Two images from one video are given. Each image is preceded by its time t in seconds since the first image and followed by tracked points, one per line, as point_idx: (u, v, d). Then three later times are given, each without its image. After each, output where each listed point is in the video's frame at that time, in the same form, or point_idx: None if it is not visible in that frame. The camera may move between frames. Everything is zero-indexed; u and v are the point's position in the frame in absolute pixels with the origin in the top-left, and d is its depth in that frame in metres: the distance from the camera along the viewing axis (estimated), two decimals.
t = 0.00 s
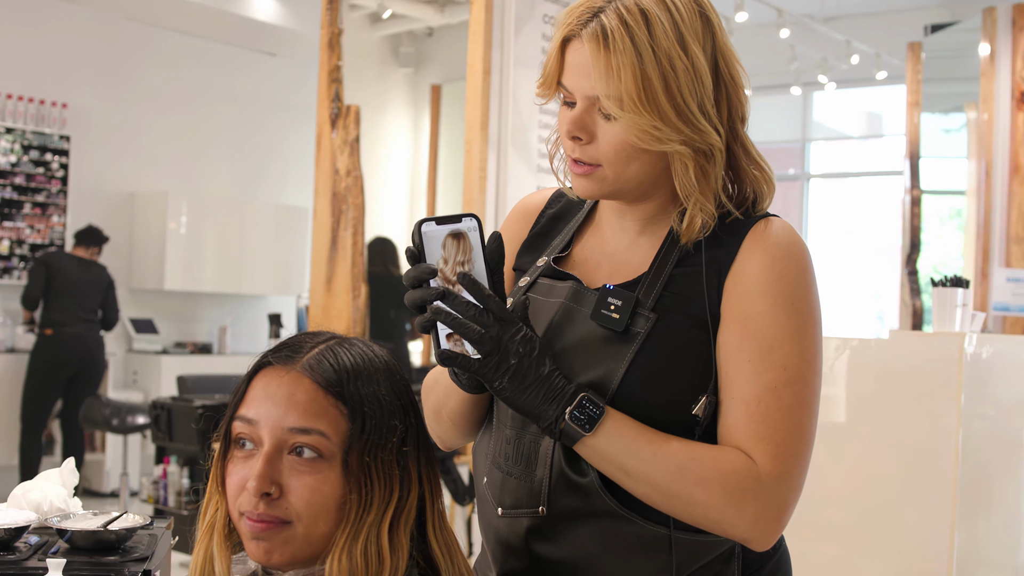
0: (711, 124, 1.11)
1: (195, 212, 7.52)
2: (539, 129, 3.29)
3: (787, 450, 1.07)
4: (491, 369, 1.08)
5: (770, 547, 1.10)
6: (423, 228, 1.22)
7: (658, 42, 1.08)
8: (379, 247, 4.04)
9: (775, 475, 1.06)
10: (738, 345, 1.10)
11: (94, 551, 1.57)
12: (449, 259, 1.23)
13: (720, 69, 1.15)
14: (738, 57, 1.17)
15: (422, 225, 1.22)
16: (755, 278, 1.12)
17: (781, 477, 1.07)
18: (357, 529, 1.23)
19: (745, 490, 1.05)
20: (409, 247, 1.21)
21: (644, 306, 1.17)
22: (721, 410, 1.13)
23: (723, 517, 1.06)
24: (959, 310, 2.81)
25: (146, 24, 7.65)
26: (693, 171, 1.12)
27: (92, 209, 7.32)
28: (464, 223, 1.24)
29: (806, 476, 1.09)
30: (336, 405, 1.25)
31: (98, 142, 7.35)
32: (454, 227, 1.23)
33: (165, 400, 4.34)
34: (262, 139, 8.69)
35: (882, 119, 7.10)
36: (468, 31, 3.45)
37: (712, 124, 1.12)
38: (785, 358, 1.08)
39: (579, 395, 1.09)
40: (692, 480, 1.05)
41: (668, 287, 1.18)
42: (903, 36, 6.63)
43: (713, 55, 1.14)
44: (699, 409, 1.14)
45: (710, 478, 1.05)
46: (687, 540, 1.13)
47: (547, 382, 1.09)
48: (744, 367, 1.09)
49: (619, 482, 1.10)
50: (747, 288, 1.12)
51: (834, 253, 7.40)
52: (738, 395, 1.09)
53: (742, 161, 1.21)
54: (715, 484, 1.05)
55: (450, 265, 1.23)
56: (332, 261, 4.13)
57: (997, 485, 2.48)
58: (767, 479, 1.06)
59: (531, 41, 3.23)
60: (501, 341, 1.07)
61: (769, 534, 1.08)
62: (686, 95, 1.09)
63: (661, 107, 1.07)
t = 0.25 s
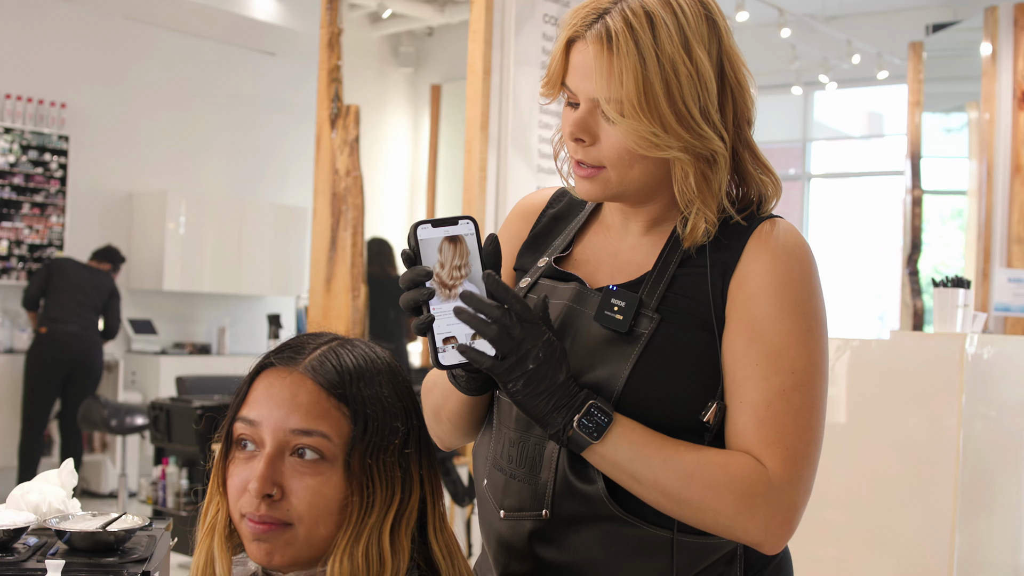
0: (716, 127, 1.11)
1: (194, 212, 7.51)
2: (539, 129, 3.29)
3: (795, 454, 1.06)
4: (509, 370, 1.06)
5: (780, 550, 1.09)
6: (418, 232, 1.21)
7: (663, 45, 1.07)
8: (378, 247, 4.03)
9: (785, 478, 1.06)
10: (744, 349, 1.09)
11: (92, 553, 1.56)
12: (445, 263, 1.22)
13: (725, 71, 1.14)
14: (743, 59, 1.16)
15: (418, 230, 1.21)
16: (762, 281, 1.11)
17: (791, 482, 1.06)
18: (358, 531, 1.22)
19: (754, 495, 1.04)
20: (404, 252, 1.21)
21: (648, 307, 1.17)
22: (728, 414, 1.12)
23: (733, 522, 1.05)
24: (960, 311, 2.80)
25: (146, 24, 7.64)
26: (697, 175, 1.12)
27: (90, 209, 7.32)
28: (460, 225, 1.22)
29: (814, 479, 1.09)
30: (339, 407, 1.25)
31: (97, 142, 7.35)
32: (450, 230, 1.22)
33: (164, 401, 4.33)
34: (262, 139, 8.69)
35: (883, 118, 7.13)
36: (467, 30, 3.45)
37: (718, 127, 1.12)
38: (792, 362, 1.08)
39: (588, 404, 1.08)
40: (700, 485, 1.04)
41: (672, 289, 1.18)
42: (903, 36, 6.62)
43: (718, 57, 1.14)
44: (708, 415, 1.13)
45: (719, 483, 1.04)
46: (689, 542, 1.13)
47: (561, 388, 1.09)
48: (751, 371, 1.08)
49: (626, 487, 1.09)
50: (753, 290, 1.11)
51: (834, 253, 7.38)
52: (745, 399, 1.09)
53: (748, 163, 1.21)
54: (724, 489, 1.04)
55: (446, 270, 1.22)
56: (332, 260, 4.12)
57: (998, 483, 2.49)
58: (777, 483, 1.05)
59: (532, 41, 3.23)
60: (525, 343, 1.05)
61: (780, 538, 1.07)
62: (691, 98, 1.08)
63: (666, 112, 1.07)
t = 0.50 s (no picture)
0: (720, 129, 1.11)
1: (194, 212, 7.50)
2: (540, 129, 3.29)
3: (793, 457, 1.06)
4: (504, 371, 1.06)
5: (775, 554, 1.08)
6: (421, 230, 1.20)
7: (667, 46, 1.07)
8: (378, 247, 4.02)
9: (783, 480, 1.05)
10: (744, 349, 1.09)
11: (91, 554, 1.55)
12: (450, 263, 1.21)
13: (730, 72, 1.14)
14: (747, 60, 1.16)
15: (422, 228, 1.21)
16: (763, 282, 1.11)
17: (787, 484, 1.05)
18: (359, 534, 1.22)
19: (749, 495, 1.03)
20: (410, 250, 1.20)
21: (649, 307, 1.17)
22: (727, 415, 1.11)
23: (731, 523, 1.04)
24: (962, 311, 2.80)
25: (145, 24, 7.64)
26: (702, 176, 1.11)
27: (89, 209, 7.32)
28: (462, 225, 1.22)
29: (812, 482, 1.08)
30: (340, 409, 1.25)
31: (96, 142, 7.34)
32: (453, 229, 1.22)
33: (163, 402, 4.33)
34: (261, 140, 8.68)
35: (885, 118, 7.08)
36: (467, 30, 3.45)
37: (722, 128, 1.12)
38: (791, 363, 1.07)
39: (585, 400, 1.08)
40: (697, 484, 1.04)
41: (672, 288, 1.17)
42: (905, 36, 6.55)
43: (723, 58, 1.13)
44: (705, 419, 1.13)
45: (717, 483, 1.03)
46: (691, 543, 1.12)
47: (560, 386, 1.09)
48: (750, 371, 1.08)
49: (625, 486, 1.08)
50: (755, 291, 1.11)
51: (834, 254, 7.37)
52: (745, 399, 1.08)
53: (752, 165, 1.20)
54: (721, 489, 1.03)
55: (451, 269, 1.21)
56: (332, 260, 4.12)
57: (999, 483, 2.46)
58: (773, 485, 1.04)
59: (532, 41, 3.23)
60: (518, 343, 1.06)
61: (776, 540, 1.07)
62: (696, 100, 1.08)
63: (671, 112, 1.07)
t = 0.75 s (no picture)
0: (720, 129, 1.10)
1: (193, 212, 7.50)
2: (540, 129, 3.28)
3: (806, 464, 1.06)
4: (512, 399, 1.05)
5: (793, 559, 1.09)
6: (416, 231, 1.21)
7: (667, 45, 1.06)
8: (378, 248, 4.00)
9: (797, 488, 1.05)
10: (752, 355, 1.09)
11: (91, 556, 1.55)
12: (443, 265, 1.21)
13: (729, 72, 1.14)
14: (747, 60, 1.16)
15: (417, 228, 1.21)
16: (767, 286, 1.11)
17: (803, 492, 1.06)
18: (360, 536, 1.22)
19: (768, 506, 1.04)
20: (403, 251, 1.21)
21: (651, 309, 1.17)
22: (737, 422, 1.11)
23: (748, 532, 1.05)
24: (964, 312, 2.79)
25: (144, 24, 7.64)
26: (701, 177, 1.11)
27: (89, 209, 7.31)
28: (460, 226, 1.23)
29: (825, 485, 1.09)
30: (341, 411, 1.24)
31: (95, 142, 7.34)
32: (450, 231, 1.23)
33: (162, 403, 4.32)
34: (261, 140, 8.67)
35: (887, 118, 7.10)
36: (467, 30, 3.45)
37: (722, 128, 1.11)
38: (800, 369, 1.07)
39: (601, 415, 1.07)
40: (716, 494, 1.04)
41: (675, 292, 1.17)
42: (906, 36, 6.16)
43: (722, 57, 1.13)
44: (710, 423, 1.13)
45: (734, 492, 1.04)
46: (692, 547, 1.12)
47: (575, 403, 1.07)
48: (759, 379, 1.08)
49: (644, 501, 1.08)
50: (760, 296, 1.11)
51: (835, 253, 7.35)
52: (755, 407, 1.08)
53: (752, 165, 1.20)
54: (740, 499, 1.03)
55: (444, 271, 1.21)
56: (332, 261, 4.12)
57: (998, 482, 2.42)
58: (789, 493, 1.05)
59: (532, 41, 3.22)
60: (524, 370, 1.04)
61: (794, 546, 1.07)
62: (693, 100, 1.07)
63: (669, 111, 1.06)
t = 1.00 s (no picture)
0: (744, 109, 1.13)
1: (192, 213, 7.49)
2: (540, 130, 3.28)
3: (831, 465, 1.07)
4: (519, 479, 1.09)
5: (825, 558, 1.11)
6: (427, 222, 1.22)
7: (700, 22, 1.08)
8: (378, 248, 3.99)
9: (825, 490, 1.07)
10: (765, 364, 1.10)
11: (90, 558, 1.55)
12: (446, 262, 1.22)
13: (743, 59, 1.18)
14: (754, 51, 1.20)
15: (429, 220, 1.22)
16: (769, 292, 1.12)
17: (834, 493, 1.07)
18: (360, 539, 1.22)
19: (801, 513, 1.05)
20: (409, 240, 1.23)
21: (653, 311, 1.17)
22: (756, 432, 1.12)
23: (781, 541, 1.06)
24: (965, 313, 2.78)
25: (145, 24, 7.64)
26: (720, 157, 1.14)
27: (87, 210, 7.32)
28: (476, 226, 1.23)
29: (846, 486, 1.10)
30: (341, 414, 1.23)
31: (95, 142, 7.35)
32: (462, 229, 1.23)
33: (162, 404, 4.32)
34: (261, 140, 8.68)
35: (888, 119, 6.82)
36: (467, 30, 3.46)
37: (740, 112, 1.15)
38: (813, 371, 1.08)
39: (628, 453, 1.05)
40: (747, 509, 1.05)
41: (675, 294, 1.18)
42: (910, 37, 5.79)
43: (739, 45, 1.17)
44: (715, 402, 1.12)
45: (761, 502, 1.05)
46: (695, 551, 1.12)
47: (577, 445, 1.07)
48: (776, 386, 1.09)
49: (675, 524, 1.09)
50: (764, 302, 1.12)
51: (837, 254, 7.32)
52: (773, 414, 1.09)
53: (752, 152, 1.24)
54: (772, 509, 1.05)
55: (446, 270, 1.22)
56: (332, 261, 4.12)
57: (1000, 483, 2.38)
58: (820, 495, 1.06)
59: (534, 40, 3.22)
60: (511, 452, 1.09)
61: (826, 547, 1.10)
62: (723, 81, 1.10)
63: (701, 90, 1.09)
